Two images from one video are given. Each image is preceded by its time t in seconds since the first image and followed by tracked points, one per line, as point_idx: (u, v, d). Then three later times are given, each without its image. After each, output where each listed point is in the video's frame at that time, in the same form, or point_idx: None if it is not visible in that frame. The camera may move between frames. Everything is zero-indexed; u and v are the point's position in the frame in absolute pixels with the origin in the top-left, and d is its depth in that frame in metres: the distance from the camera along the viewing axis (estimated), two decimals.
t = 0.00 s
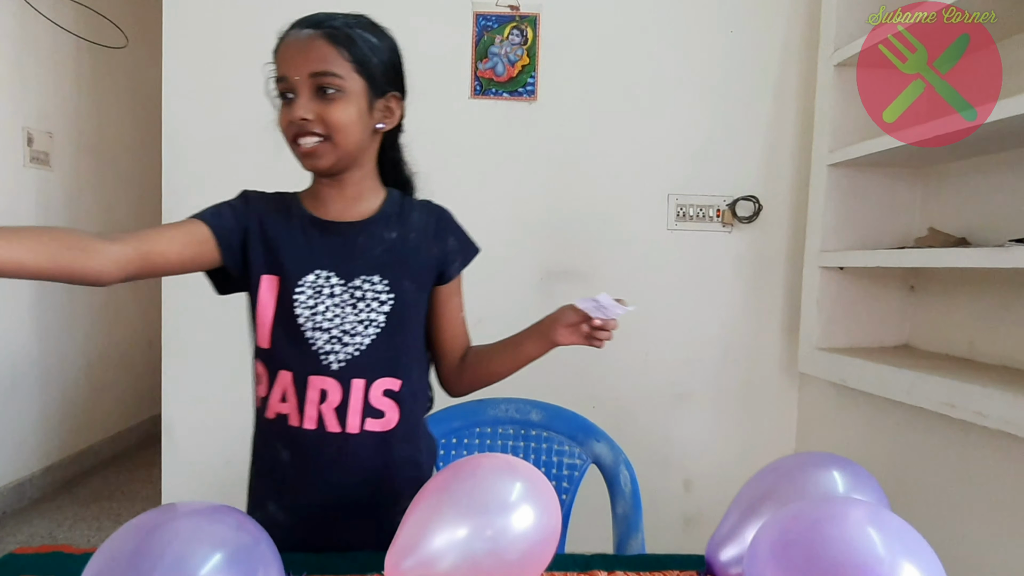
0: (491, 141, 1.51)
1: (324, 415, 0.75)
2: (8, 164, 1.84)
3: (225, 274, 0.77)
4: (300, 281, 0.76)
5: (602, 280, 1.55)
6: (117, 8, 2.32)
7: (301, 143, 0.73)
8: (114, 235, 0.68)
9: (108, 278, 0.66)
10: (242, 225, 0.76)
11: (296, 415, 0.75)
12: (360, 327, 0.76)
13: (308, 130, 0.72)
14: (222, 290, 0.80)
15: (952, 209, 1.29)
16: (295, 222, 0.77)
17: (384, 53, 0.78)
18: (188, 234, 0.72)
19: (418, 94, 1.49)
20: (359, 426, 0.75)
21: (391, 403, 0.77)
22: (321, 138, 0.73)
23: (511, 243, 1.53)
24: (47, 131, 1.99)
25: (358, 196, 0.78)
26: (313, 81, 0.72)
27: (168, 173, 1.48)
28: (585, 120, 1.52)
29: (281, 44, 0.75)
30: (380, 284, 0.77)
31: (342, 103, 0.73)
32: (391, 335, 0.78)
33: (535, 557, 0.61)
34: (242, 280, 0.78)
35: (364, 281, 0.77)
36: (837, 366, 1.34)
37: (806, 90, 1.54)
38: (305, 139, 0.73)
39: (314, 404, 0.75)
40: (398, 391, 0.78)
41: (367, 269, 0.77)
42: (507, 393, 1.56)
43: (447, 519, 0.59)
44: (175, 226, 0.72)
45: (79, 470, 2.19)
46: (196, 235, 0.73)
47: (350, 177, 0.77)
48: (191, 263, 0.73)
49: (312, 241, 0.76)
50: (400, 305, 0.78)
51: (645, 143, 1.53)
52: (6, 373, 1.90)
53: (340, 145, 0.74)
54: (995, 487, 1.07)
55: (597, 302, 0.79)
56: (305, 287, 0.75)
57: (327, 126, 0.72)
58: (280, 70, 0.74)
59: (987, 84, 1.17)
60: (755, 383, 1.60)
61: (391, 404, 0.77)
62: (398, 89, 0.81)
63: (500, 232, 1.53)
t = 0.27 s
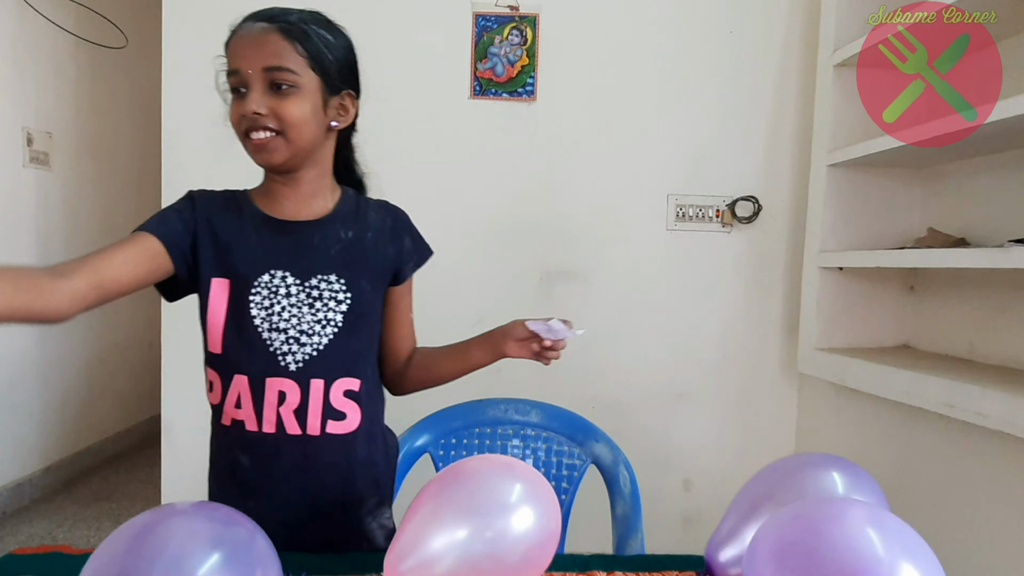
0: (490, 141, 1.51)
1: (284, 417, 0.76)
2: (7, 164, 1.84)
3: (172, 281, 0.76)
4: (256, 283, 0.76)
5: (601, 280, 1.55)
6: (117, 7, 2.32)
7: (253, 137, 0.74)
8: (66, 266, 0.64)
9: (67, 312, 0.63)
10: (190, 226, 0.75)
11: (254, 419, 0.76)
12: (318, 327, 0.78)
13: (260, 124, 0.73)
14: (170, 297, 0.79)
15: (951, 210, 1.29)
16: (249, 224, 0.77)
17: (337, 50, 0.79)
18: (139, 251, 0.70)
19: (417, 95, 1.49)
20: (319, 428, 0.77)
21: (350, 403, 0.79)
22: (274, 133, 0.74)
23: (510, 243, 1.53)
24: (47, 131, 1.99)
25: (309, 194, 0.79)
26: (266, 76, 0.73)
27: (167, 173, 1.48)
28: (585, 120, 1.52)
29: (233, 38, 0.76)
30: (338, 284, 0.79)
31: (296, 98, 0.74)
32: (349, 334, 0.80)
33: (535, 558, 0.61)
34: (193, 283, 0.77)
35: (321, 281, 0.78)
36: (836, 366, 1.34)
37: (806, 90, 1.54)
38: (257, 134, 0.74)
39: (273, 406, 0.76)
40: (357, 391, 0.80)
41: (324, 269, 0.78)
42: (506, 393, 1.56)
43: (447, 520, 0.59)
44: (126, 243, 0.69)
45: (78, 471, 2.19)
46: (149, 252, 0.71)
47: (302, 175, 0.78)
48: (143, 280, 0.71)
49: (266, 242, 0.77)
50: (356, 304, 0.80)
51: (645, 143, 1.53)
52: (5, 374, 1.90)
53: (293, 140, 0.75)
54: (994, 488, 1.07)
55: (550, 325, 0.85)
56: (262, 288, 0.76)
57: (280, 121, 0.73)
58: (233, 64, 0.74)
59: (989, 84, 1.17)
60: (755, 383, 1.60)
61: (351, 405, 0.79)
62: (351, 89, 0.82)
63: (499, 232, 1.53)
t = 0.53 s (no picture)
0: (490, 139, 1.51)
1: (282, 418, 0.76)
2: (8, 163, 1.84)
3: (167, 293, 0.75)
4: (250, 283, 0.76)
5: (602, 280, 1.54)
6: (117, 5, 2.32)
7: (255, 133, 0.73)
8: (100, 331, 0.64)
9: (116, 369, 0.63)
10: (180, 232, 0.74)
11: (252, 421, 0.76)
12: (313, 326, 0.77)
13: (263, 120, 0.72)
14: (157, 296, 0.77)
15: (953, 208, 1.28)
16: (242, 225, 0.77)
17: (339, 49, 0.80)
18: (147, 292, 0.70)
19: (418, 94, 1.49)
20: (318, 428, 0.77)
21: (348, 402, 0.79)
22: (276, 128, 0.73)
23: (511, 242, 1.53)
24: (47, 131, 1.99)
25: (307, 193, 0.79)
26: (271, 71, 0.73)
27: (168, 172, 1.48)
28: (585, 119, 1.51)
29: (235, 31, 0.75)
30: (332, 282, 0.79)
31: (300, 94, 0.74)
32: (345, 333, 0.80)
33: (538, 558, 0.61)
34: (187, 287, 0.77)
35: (316, 279, 0.78)
36: (837, 365, 1.34)
37: (807, 89, 1.54)
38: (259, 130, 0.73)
39: (271, 408, 0.76)
40: (355, 389, 0.80)
41: (319, 268, 0.78)
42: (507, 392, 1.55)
43: (448, 520, 0.59)
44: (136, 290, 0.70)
45: (79, 470, 2.19)
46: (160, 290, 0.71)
47: (301, 173, 0.77)
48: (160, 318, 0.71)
49: (260, 243, 0.77)
50: (352, 301, 0.80)
51: (646, 142, 1.53)
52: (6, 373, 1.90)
53: (295, 137, 0.74)
54: (994, 488, 1.07)
55: (549, 320, 0.85)
56: (256, 289, 0.76)
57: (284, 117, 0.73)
58: (235, 57, 0.73)
59: (988, 84, 1.17)
60: (756, 382, 1.60)
61: (348, 403, 0.79)
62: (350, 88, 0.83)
63: (500, 231, 1.52)
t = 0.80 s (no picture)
0: (491, 135, 1.50)
1: (316, 422, 0.77)
2: (5, 160, 1.83)
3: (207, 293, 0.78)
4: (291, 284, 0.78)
5: (603, 276, 1.54)
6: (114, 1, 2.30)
7: (318, 129, 0.75)
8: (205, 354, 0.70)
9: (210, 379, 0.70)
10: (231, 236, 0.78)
11: (286, 422, 0.77)
12: (354, 329, 0.79)
13: (328, 118, 0.74)
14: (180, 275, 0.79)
15: (957, 203, 1.27)
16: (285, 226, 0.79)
17: (394, 52, 0.83)
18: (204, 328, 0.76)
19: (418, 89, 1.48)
20: (351, 432, 0.78)
21: (383, 408, 0.80)
22: (339, 126, 0.75)
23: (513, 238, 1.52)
24: (45, 127, 1.98)
25: (356, 191, 0.81)
26: (338, 69, 0.75)
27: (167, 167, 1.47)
28: (587, 114, 1.50)
29: (299, 26, 0.77)
30: (373, 286, 0.80)
31: (362, 94, 0.76)
32: (385, 337, 0.81)
33: (550, 557, 0.60)
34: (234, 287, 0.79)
35: (356, 282, 0.80)
36: (841, 361, 1.33)
37: (810, 84, 1.53)
38: (322, 127, 0.75)
39: (306, 410, 0.77)
40: (391, 395, 0.81)
41: (359, 271, 0.80)
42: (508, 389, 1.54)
43: (460, 518, 0.58)
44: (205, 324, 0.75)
45: (77, 469, 2.18)
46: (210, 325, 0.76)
47: (352, 171, 0.79)
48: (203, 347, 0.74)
49: (301, 244, 0.79)
50: (393, 305, 0.82)
51: (648, 138, 1.52)
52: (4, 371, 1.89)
53: (355, 135, 0.77)
54: (998, 485, 1.06)
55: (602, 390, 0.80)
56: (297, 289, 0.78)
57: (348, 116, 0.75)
58: (301, 53, 0.75)
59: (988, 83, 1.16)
60: (759, 379, 1.59)
61: (383, 409, 0.80)
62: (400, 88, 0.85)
63: (501, 227, 1.51)
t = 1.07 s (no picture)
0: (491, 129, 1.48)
1: (419, 444, 0.77)
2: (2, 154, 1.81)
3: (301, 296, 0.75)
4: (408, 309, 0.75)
5: (604, 272, 1.52)
6: None
7: (452, 150, 0.70)
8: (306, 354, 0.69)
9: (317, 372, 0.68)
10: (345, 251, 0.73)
11: (390, 438, 0.77)
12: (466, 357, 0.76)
13: (462, 138, 0.69)
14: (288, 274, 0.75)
15: (961, 198, 1.26)
16: (400, 241, 0.76)
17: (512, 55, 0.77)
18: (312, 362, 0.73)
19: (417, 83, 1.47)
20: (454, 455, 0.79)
21: (483, 431, 0.80)
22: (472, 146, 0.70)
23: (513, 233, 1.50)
24: (42, 122, 1.97)
25: (476, 210, 0.76)
26: (472, 85, 0.69)
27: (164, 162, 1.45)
28: (587, 109, 1.49)
29: (423, 36, 0.70)
30: (484, 314, 0.77)
31: (495, 108, 0.71)
32: (493, 363, 0.79)
33: (548, 554, 0.59)
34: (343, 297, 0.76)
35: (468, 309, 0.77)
36: (844, 357, 1.32)
37: (812, 77, 1.52)
38: (455, 148, 0.70)
39: (410, 433, 0.77)
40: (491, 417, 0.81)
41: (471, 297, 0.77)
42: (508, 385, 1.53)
43: (457, 514, 0.57)
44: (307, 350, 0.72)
45: (74, 466, 2.17)
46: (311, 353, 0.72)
47: (474, 190, 0.75)
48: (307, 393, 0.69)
49: (417, 264, 0.76)
50: (502, 333, 0.79)
51: (649, 132, 1.50)
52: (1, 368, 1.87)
53: (487, 153, 0.72)
54: (1004, 482, 1.05)
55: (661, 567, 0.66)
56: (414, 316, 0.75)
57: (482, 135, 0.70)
58: (431, 68, 0.69)
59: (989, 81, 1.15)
60: (761, 376, 1.58)
61: (481, 432, 0.80)
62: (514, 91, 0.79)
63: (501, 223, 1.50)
